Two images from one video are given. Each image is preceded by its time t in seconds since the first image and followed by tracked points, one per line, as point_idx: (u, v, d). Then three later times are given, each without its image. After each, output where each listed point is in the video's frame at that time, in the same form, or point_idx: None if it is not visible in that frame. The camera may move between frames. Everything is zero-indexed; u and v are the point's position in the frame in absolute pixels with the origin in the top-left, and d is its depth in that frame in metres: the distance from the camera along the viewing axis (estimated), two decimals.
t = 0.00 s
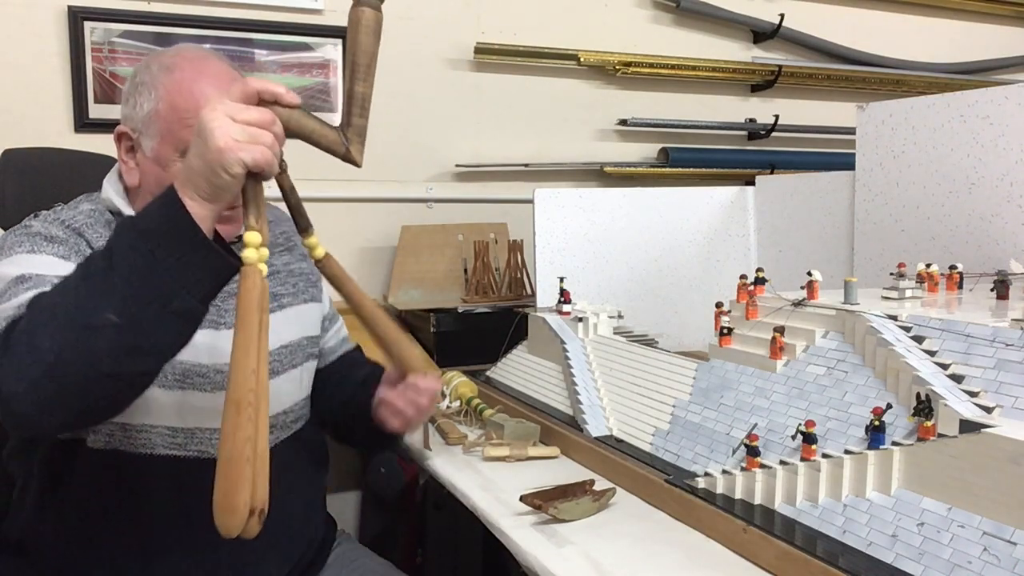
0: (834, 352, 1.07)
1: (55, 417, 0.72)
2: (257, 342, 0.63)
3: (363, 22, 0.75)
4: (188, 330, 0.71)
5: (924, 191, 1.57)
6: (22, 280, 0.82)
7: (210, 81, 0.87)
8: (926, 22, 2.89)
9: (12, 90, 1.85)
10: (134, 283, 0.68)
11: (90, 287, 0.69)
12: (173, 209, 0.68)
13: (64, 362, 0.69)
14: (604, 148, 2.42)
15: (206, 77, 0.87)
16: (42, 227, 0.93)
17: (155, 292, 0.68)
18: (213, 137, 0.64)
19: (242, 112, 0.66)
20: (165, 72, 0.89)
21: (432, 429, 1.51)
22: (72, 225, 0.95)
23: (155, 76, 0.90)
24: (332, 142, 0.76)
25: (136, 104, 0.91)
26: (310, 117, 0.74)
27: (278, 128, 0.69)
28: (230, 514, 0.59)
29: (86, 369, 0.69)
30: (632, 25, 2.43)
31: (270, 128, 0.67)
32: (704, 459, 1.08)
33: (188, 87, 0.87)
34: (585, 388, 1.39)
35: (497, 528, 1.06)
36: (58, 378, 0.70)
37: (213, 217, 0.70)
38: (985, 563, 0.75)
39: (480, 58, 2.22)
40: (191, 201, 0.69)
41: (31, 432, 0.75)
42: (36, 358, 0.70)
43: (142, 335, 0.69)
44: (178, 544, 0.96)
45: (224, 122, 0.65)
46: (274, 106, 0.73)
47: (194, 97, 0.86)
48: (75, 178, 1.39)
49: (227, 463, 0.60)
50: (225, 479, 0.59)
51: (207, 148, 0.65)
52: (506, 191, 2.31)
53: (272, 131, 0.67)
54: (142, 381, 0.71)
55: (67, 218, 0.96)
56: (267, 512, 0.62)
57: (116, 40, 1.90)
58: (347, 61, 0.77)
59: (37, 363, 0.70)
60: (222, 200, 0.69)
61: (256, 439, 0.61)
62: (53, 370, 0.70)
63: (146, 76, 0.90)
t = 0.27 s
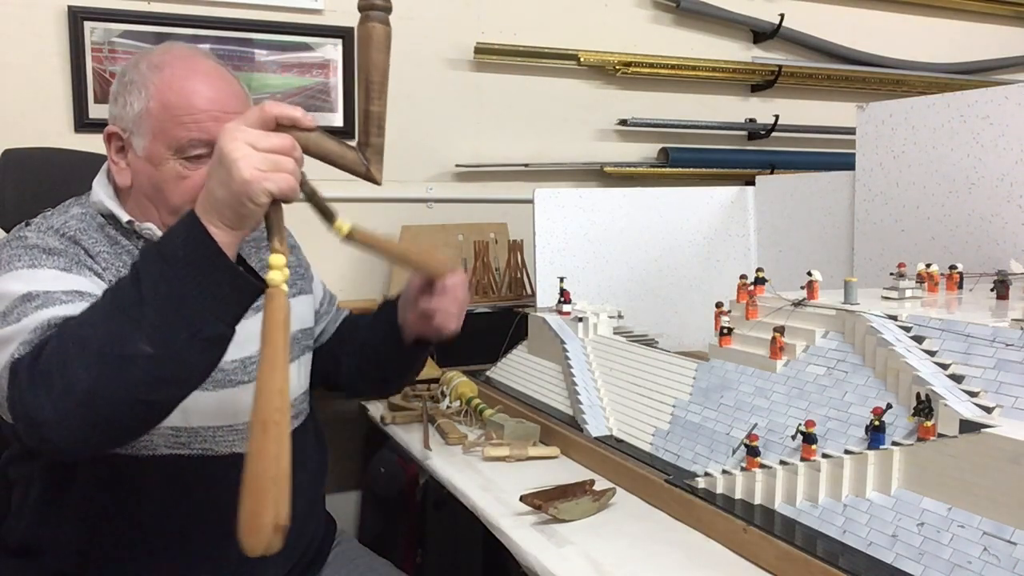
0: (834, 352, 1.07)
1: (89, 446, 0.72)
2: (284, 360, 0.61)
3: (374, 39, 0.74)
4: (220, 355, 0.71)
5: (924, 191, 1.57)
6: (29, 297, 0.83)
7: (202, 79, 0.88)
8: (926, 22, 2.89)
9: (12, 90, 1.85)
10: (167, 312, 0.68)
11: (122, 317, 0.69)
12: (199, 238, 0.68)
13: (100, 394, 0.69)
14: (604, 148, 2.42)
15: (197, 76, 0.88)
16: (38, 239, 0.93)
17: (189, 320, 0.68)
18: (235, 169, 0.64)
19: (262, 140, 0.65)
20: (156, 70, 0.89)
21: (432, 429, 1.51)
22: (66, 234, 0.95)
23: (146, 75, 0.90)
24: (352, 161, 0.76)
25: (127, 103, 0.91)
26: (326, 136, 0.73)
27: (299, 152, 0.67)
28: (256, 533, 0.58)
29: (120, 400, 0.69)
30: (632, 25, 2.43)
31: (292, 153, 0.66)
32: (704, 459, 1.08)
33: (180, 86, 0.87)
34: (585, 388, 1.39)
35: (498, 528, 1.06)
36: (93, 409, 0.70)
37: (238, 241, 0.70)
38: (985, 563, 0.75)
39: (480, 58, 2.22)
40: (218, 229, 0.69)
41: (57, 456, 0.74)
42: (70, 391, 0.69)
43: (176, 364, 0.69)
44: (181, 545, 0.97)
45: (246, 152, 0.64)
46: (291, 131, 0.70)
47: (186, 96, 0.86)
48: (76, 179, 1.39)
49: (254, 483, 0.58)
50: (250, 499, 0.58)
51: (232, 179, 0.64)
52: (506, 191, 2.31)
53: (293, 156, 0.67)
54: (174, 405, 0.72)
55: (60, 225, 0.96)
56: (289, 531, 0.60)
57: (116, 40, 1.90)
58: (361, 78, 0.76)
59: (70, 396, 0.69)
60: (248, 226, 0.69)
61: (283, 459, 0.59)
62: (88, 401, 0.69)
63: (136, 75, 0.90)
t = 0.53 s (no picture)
0: (834, 352, 1.07)
1: (118, 457, 0.72)
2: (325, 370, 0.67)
3: (397, 55, 0.71)
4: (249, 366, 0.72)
5: (924, 191, 1.57)
6: (40, 305, 0.82)
7: (199, 77, 0.88)
8: (926, 22, 2.89)
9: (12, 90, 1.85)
10: (201, 325, 0.69)
11: (151, 329, 0.69)
12: (225, 251, 0.69)
13: (131, 406, 0.69)
14: (604, 148, 2.42)
15: (193, 73, 0.89)
16: (40, 243, 0.91)
17: (221, 332, 0.69)
18: (267, 187, 0.65)
19: (289, 156, 0.67)
20: (151, 68, 0.90)
21: (432, 429, 1.51)
22: (67, 237, 0.94)
23: (141, 73, 0.90)
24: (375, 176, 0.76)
25: (122, 102, 0.91)
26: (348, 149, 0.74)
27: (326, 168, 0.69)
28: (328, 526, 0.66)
29: (151, 411, 0.70)
30: (632, 25, 2.43)
31: (319, 169, 0.68)
32: (704, 459, 1.08)
33: (176, 83, 0.88)
34: (585, 388, 1.39)
35: (498, 528, 1.06)
36: (125, 420, 0.70)
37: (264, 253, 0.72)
38: (985, 563, 0.75)
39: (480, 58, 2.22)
40: (245, 242, 0.70)
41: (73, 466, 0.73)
42: (99, 403, 0.69)
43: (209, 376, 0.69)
44: (183, 546, 0.97)
45: (276, 169, 0.66)
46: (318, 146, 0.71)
47: (184, 94, 0.87)
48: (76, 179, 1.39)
49: (318, 483, 0.65)
50: (317, 496, 0.65)
51: (263, 197, 0.66)
52: (506, 190, 2.31)
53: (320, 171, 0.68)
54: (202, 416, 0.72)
55: (60, 228, 0.94)
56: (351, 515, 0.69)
57: (116, 40, 1.90)
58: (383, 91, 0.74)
59: (100, 409, 0.69)
60: (274, 238, 0.71)
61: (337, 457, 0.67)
62: (119, 414, 0.69)
63: (130, 73, 0.90)
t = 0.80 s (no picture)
0: (834, 352, 1.07)
1: (131, 455, 0.72)
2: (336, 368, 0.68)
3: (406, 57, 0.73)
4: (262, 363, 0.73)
5: (924, 191, 1.57)
6: (49, 304, 0.82)
7: (203, 76, 0.89)
8: (926, 22, 2.89)
9: (12, 90, 1.85)
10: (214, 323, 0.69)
11: (165, 329, 0.69)
12: (240, 250, 0.70)
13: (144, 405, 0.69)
14: (604, 148, 2.41)
15: (197, 72, 0.89)
16: (48, 244, 0.91)
17: (234, 330, 0.70)
18: (282, 187, 0.66)
19: (305, 156, 0.67)
20: (155, 66, 0.90)
21: (432, 429, 1.51)
22: (74, 238, 0.93)
23: (144, 72, 0.90)
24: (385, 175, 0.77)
25: (126, 101, 0.91)
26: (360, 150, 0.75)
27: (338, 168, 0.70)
28: (338, 520, 0.68)
29: (164, 410, 0.70)
30: (632, 25, 2.43)
31: (332, 169, 0.68)
32: (704, 459, 1.08)
33: (180, 82, 0.88)
34: (585, 388, 1.39)
35: (497, 528, 1.06)
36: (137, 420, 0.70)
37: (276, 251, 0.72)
38: (985, 563, 0.75)
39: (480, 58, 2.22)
40: (260, 242, 0.71)
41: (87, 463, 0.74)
42: (113, 402, 0.69)
43: (223, 374, 0.70)
44: (184, 547, 0.97)
45: (292, 170, 0.66)
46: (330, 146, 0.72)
47: (188, 92, 0.88)
48: (76, 180, 1.39)
49: (331, 480, 0.67)
50: (327, 494, 0.67)
51: (279, 197, 0.67)
52: (506, 191, 2.31)
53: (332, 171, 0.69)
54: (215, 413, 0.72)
55: (66, 229, 0.94)
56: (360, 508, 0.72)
57: (117, 40, 1.90)
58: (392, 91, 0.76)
59: (114, 408, 0.69)
60: (286, 238, 0.71)
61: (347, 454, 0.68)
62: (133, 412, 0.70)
63: (133, 72, 0.91)
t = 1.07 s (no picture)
0: (834, 352, 1.07)
1: (130, 444, 0.72)
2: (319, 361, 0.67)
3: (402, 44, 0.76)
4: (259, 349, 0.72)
5: (924, 191, 1.57)
6: (49, 298, 0.82)
7: (199, 75, 0.89)
8: (926, 22, 2.89)
9: (12, 90, 1.85)
10: (210, 310, 0.69)
11: (161, 316, 0.69)
12: (236, 236, 0.69)
13: (141, 393, 0.69)
14: (604, 148, 2.42)
15: (194, 71, 0.89)
16: (49, 240, 0.91)
17: (230, 317, 0.69)
18: (275, 171, 0.65)
19: (298, 140, 0.66)
20: (153, 68, 0.90)
21: (431, 429, 1.51)
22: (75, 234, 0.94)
23: (143, 73, 0.90)
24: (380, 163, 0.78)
25: (125, 102, 0.92)
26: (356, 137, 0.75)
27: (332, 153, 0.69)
28: (306, 518, 0.67)
29: (161, 398, 0.70)
30: (632, 25, 2.43)
31: (325, 154, 0.67)
32: (704, 459, 1.08)
33: (177, 82, 0.88)
34: (585, 388, 1.39)
35: (498, 528, 1.06)
36: (134, 408, 0.70)
37: (272, 239, 0.72)
38: (985, 563, 0.75)
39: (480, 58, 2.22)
40: (256, 229, 0.70)
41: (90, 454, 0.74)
42: (111, 391, 0.70)
43: (219, 361, 0.70)
44: (184, 546, 0.97)
45: (284, 154, 0.66)
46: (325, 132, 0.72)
47: (185, 92, 0.88)
48: (75, 179, 1.39)
49: (299, 474, 0.66)
50: (296, 489, 0.66)
51: (271, 180, 0.66)
52: (506, 191, 2.31)
53: (326, 156, 0.68)
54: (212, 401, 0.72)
55: (67, 227, 0.94)
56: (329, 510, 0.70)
57: (116, 40, 1.90)
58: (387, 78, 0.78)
59: (113, 396, 0.70)
60: (283, 225, 0.71)
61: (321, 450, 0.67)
62: (130, 400, 0.70)
63: (132, 73, 0.91)
